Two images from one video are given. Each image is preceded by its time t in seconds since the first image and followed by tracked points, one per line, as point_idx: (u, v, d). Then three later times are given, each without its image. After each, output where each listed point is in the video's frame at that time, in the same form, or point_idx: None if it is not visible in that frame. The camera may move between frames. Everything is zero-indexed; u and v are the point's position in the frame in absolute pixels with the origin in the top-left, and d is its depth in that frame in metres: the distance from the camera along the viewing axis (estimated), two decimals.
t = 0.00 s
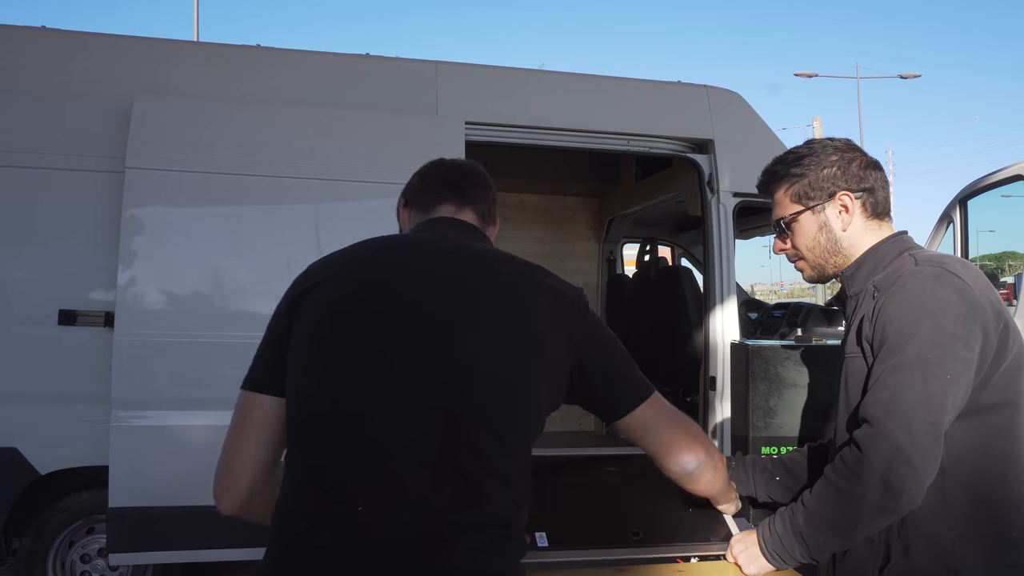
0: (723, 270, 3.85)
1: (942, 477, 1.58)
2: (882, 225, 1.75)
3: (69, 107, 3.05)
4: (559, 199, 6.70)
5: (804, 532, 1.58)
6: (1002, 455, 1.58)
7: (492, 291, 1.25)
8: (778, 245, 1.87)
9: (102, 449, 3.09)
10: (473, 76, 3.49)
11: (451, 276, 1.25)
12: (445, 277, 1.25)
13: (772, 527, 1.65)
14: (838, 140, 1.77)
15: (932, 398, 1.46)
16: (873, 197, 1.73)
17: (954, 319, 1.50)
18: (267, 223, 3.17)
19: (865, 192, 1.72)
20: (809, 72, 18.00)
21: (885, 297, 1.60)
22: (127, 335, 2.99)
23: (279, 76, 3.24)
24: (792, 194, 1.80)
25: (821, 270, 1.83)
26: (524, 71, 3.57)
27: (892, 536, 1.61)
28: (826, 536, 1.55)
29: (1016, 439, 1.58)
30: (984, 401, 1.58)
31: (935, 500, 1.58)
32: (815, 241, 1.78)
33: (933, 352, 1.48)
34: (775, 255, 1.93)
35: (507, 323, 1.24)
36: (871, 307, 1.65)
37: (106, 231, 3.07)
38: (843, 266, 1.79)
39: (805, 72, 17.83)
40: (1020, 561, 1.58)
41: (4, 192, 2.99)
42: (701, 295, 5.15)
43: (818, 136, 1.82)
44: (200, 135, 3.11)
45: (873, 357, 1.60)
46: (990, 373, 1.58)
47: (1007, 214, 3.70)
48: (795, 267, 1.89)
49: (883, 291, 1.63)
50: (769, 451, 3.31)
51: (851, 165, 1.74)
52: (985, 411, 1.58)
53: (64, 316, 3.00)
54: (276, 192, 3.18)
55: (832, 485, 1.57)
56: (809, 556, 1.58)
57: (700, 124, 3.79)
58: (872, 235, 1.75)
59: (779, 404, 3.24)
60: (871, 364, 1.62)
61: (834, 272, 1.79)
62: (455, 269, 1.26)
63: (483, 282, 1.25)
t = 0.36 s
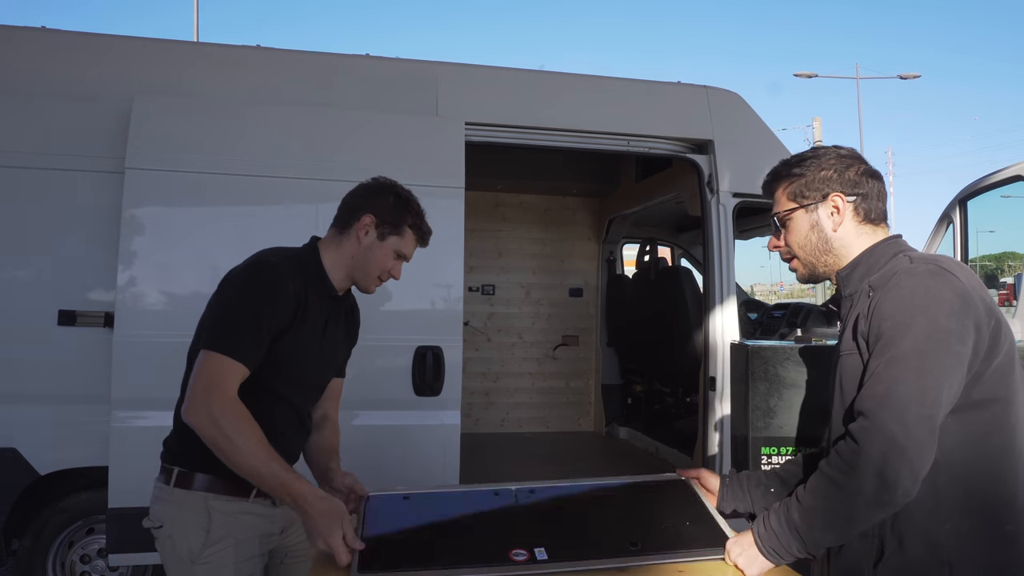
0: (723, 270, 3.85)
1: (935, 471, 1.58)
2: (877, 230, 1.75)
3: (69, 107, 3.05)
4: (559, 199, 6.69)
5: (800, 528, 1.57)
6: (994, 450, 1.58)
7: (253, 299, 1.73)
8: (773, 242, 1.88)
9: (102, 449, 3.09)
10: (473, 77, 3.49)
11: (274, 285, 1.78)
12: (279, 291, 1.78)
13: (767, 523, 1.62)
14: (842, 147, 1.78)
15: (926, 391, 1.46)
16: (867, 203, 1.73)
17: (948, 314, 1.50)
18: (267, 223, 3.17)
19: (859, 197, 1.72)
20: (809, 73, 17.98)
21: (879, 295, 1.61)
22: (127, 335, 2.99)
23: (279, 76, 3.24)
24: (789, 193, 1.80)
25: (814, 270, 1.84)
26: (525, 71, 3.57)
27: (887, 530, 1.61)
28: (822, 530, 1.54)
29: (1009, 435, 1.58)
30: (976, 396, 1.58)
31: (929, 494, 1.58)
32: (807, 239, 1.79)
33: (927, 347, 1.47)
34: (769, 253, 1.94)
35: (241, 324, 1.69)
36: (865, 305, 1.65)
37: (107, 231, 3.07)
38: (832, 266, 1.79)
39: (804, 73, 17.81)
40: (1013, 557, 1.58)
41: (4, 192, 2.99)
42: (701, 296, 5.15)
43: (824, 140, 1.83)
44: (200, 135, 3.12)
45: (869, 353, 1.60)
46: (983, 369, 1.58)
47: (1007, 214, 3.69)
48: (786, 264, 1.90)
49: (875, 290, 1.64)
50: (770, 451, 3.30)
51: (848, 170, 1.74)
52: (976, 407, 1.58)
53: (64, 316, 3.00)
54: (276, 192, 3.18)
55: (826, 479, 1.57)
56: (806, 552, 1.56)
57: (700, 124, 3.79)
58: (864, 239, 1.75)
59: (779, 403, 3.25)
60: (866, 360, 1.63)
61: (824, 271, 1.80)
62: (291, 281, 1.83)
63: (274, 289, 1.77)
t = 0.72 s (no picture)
0: (723, 270, 3.85)
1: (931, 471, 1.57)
2: (866, 229, 1.75)
3: (68, 106, 3.04)
4: (559, 199, 6.69)
5: (803, 531, 1.55)
6: (989, 450, 1.57)
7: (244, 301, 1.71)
8: (770, 258, 1.88)
9: (101, 449, 3.08)
10: (473, 76, 3.48)
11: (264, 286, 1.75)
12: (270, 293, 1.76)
13: (767, 525, 1.61)
14: (814, 151, 1.78)
15: (925, 392, 1.45)
16: (852, 203, 1.72)
17: (943, 314, 1.49)
18: (266, 223, 3.16)
19: (844, 198, 1.71)
20: (810, 72, 17.96)
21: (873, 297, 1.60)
22: (126, 335, 2.99)
23: (278, 76, 3.24)
24: (775, 206, 1.80)
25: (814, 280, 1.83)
26: (525, 71, 3.57)
27: (883, 531, 1.61)
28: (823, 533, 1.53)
29: (1003, 434, 1.57)
30: (971, 396, 1.58)
31: (924, 495, 1.57)
32: (802, 251, 1.78)
33: (924, 347, 1.47)
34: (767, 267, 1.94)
35: (232, 326, 1.67)
36: (858, 307, 1.64)
37: (106, 230, 3.07)
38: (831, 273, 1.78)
39: (805, 72, 17.78)
40: (1007, 557, 1.57)
41: (4, 191, 2.98)
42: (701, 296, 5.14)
43: (794, 149, 1.82)
44: (199, 135, 3.11)
45: (865, 355, 1.59)
46: (977, 369, 1.58)
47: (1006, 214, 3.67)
48: (787, 277, 1.89)
49: (868, 292, 1.63)
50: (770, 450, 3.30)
51: (827, 173, 1.73)
52: (972, 407, 1.58)
53: (64, 316, 3.00)
54: (276, 192, 3.18)
55: (827, 482, 1.56)
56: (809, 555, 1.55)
57: (700, 124, 3.79)
58: (856, 241, 1.74)
59: (779, 403, 3.24)
60: (862, 362, 1.62)
61: (825, 279, 1.79)
62: (280, 281, 1.81)
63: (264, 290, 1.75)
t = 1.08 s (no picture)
0: (722, 270, 3.85)
1: (926, 471, 1.58)
2: (857, 230, 1.74)
3: (68, 106, 3.04)
4: (559, 199, 6.69)
5: (797, 531, 1.56)
6: (983, 451, 1.57)
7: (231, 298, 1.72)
8: (770, 266, 1.90)
9: (101, 449, 3.09)
10: (473, 76, 3.49)
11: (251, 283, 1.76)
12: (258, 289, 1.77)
13: (763, 525, 1.62)
14: (798, 158, 1.79)
15: (917, 393, 1.45)
16: (837, 206, 1.72)
17: (935, 315, 1.50)
18: (266, 223, 3.17)
19: (826, 204, 1.71)
20: (810, 73, 17.93)
21: (868, 296, 1.60)
22: (126, 335, 2.99)
23: (278, 76, 3.24)
24: (763, 218, 1.82)
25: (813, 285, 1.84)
26: (525, 70, 3.57)
27: (877, 530, 1.62)
28: (818, 533, 1.53)
29: (997, 435, 1.58)
30: (965, 397, 1.58)
31: (918, 495, 1.58)
32: (795, 258, 1.80)
33: (915, 348, 1.47)
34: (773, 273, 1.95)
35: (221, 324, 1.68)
36: (854, 306, 1.64)
37: (106, 231, 3.07)
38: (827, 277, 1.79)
39: (805, 72, 17.75)
40: (1001, 556, 1.58)
41: (4, 191, 2.98)
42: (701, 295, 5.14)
43: (780, 158, 1.84)
44: (199, 135, 3.11)
45: (859, 355, 1.59)
46: (971, 369, 1.58)
47: (1007, 214, 3.68)
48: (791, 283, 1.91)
49: (863, 290, 1.63)
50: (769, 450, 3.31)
51: (808, 181, 1.74)
52: (967, 407, 1.58)
53: (64, 316, 3.00)
54: (276, 192, 3.18)
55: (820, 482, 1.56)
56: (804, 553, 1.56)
57: (699, 124, 3.79)
58: (846, 243, 1.74)
59: (779, 403, 3.25)
60: (857, 362, 1.62)
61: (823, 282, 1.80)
62: (270, 277, 1.83)
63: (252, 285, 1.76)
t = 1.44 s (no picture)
0: (722, 270, 3.85)
1: (925, 471, 1.57)
2: (866, 228, 1.74)
3: (68, 106, 3.04)
4: (559, 199, 6.69)
5: (783, 518, 1.57)
6: (983, 451, 1.57)
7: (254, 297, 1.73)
8: (768, 259, 1.87)
9: (101, 449, 3.08)
10: (473, 77, 3.49)
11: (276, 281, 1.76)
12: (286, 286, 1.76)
13: (751, 510, 1.63)
14: (812, 150, 1.77)
15: (916, 393, 1.45)
16: (852, 202, 1.72)
17: (936, 316, 1.49)
18: (266, 223, 3.17)
19: (844, 198, 1.71)
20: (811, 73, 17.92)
21: (869, 296, 1.60)
22: (126, 335, 2.99)
23: (278, 76, 3.24)
24: (774, 208, 1.78)
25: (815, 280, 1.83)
26: (525, 70, 3.57)
27: (876, 529, 1.62)
28: (804, 520, 1.54)
29: (998, 435, 1.57)
30: (965, 398, 1.58)
31: (918, 497, 1.57)
32: (803, 251, 1.77)
33: (913, 348, 1.47)
34: (767, 268, 1.93)
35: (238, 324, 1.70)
36: (855, 305, 1.65)
37: (106, 231, 3.07)
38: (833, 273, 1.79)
39: (805, 73, 17.74)
40: (1006, 556, 1.57)
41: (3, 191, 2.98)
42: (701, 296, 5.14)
43: (790, 148, 1.82)
44: (199, 135, 3.11)
45: (858, 353, 1.59)
46: (972, 370, 1.58)
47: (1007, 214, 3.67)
48: (788, 277, 1.89)
49: (866, 289, 1.63)
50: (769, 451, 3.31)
51: (827, 173, 1.73)
52: (967, 408, 1.58)
53: (64, 316, 3.00)
54: (276, 192, 3.18)
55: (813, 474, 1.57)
56: (785, 543, 1.56)
57: (700, 124, 3.79)
58: (856, 240, 1.74)
59: (779, 404, 3.25)
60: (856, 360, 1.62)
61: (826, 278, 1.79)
62: (301, 275, 1.79)
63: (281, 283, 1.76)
